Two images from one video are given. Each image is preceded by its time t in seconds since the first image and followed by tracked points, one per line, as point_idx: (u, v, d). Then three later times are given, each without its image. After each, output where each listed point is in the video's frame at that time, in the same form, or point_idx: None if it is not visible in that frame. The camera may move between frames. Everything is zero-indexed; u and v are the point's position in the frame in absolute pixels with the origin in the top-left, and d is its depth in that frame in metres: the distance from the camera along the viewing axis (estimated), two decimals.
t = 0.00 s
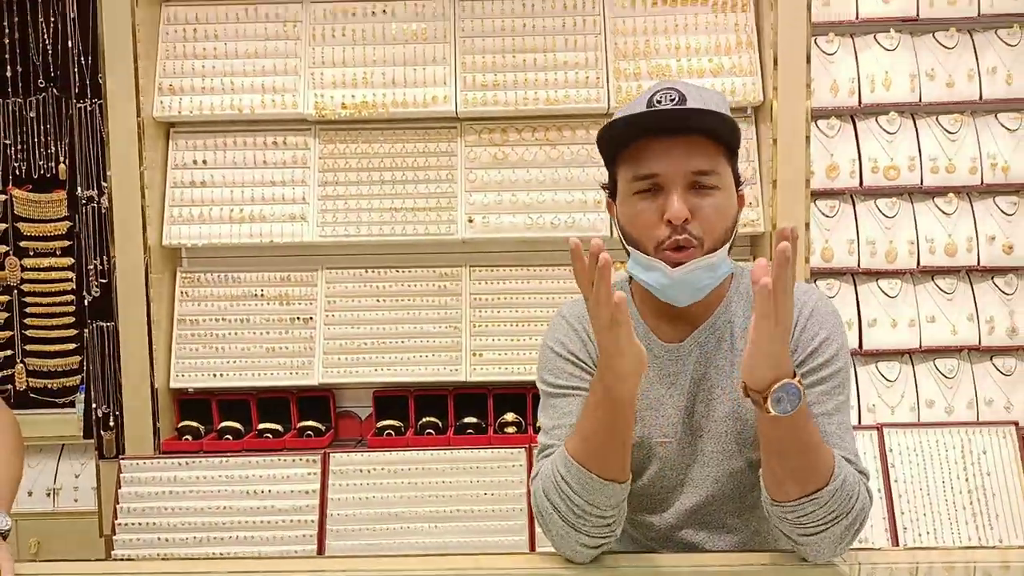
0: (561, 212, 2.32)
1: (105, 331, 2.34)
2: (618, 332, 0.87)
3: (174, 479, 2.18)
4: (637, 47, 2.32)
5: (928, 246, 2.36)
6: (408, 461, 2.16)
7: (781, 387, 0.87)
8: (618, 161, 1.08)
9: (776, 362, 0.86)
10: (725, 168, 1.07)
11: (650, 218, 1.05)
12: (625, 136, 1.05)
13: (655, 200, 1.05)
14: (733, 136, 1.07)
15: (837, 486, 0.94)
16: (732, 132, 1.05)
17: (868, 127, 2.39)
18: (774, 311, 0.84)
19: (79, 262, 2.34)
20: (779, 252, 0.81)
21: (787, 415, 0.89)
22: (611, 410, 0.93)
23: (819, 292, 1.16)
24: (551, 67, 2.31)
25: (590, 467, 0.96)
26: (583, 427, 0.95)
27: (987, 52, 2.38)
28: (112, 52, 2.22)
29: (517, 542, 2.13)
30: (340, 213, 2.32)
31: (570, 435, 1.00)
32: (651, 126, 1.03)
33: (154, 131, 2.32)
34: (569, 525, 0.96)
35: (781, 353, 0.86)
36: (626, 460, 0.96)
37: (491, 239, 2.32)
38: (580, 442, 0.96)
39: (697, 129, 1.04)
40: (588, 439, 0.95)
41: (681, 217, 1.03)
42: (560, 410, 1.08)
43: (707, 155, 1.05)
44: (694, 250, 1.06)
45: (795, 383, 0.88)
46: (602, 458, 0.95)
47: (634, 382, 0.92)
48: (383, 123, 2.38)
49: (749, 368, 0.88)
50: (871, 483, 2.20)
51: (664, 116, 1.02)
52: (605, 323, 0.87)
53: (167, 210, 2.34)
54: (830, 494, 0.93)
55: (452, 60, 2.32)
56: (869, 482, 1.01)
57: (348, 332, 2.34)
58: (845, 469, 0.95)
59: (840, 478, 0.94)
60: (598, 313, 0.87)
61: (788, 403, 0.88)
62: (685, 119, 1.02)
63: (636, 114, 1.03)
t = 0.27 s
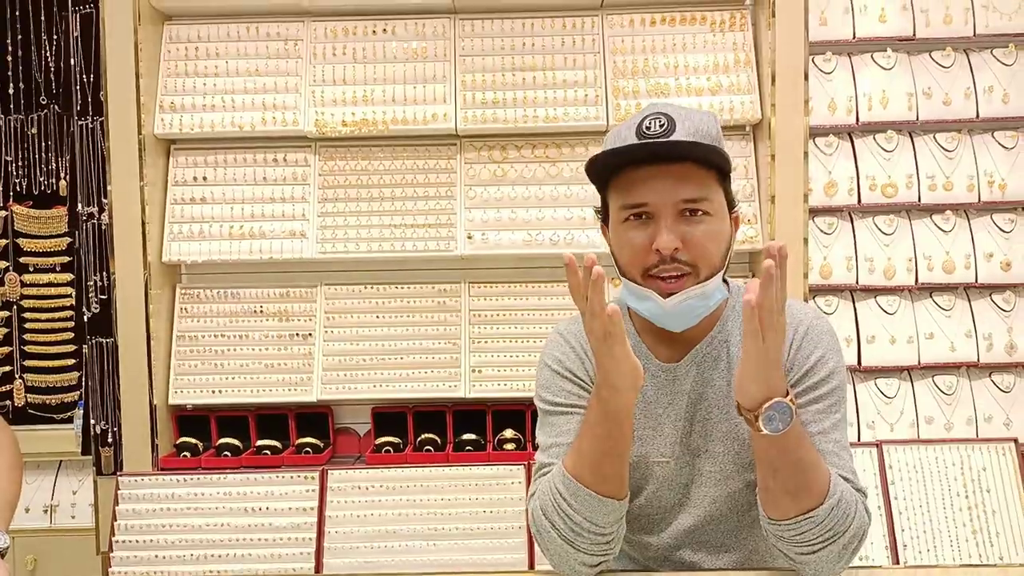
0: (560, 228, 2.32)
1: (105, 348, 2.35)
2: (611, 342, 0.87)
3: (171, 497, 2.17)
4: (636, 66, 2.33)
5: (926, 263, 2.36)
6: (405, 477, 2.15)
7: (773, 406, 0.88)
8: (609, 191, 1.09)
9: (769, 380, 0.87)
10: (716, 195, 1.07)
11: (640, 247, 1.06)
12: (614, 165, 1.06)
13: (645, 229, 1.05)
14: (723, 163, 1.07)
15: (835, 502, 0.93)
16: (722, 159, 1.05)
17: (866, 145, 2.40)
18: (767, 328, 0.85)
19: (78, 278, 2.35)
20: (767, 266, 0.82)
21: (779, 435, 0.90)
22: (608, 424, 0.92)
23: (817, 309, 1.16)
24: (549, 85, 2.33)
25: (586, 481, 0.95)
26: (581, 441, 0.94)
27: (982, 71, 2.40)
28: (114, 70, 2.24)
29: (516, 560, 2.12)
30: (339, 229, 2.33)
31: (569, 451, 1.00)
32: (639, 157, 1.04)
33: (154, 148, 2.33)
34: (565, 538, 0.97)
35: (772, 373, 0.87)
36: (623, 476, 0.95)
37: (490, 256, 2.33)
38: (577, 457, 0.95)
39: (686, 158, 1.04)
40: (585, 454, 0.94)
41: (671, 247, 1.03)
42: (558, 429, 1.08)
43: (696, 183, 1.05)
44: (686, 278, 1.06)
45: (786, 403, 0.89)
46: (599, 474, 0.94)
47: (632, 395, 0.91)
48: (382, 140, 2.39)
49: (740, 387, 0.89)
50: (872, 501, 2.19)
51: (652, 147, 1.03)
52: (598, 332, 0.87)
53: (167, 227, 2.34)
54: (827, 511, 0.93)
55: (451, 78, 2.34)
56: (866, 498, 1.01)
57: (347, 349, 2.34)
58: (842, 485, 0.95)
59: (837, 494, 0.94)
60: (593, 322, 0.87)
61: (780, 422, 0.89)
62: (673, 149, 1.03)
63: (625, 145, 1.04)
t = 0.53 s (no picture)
0: (561, 245, 2.34)
1: (107, 364, 2.31)
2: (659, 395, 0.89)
3: (174, 512, 2.17)
4: (637, 84, 2.35)
5: (927, 279, 2.37)
6: (405, 493, 2.15)
7: (758, 450, 0.90)
8: (610, 203, 1.12)
9: (747, 426, 0.90)
10: (714, 207, 1.10)
11: (641, 254, 1.07)
12: (616, 174, 1.08)
13: (646, 237, 1.07)
14: (720, 177, 1.10)
15: (829, 528, 0.94)
16: (721, 172, 1.08)
17: (866, 161, 2.42)
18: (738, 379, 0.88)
19: (83, 294, 2.37)
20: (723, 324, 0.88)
21: (767, 476, 0.91)
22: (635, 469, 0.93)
23: (817, 327, 1.17)
24: (551, 103, 2.35)
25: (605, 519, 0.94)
26: (603, 478, 0.94)
27: (982, 88, 2.41)
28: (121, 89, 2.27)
29: None
30: (342, 246, 2.35)
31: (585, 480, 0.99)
32: (640, 166, 1.07)
33: (160, 165, 2.36)
34: (571, 562, 0.98)
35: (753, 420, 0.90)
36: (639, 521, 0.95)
37: (492, 272, 2.34)
38: (597, 493, 0.95)
39: (686, 168, 1.06)
40: (606, 494, 0.94)
41: (672, 253, 1.05)
42: (558, 444, 1.09)
43: (695, 193, 1.08)
44: (686, 286, 1.07)
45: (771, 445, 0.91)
46: (619, 515, 0.94)
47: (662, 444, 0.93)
48: (385, 157, 2.41)
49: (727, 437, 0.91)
50: (874, 517, 2.19)
51: (654, 155, 1.05)
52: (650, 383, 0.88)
53: (171, 243, 2.36)
54: (822, 539, 0.93)
55: (454, 96, 2.36)
56: (863, 518, 1.00)
57: (350, 364, 2.34)
58: (835, 509, 0.95)
59: (831, 519, 0.94)
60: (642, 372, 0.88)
61: (765, 466, 0.91)
62: (673, 158, 1.05)
63: (628, 153, 1.06)
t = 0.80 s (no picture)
0: (562, 247, 2.34)
1: (110, 369, 2.31)
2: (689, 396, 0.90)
3: (175, 516, 2.17)
4: (637, 86, 2.36)
5: (929, 280, 2.37)
6: (406, 497, 2.15)
7: (745, 440, 0.92)
8: (609, 202, 1.11)
9: (730, 416, 0.92)
10: (714, 203, 1.10)
11: (643, 252, 1.07)
12: (616, 173, 1.08)
13: (647, 234, 1.07)
14: (719, 173, 1.10)
15: (823, 526, 0.94)
16: (720, 168, 1.08)
17: (867, 163, 2.41)
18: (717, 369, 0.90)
19: (85, 298, 2.37)
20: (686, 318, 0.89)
21: (757, 467, 0.92)
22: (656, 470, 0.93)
23: (817, 325, 1.16)
24: (551, 106, 2.35)
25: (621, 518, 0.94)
26: (622, 476, 0.94)
27: (982, 89, 2.41)
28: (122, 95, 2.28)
29: None
30: (343, 249, 2.35)
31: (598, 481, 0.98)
32: (639, 165, 1.06)
33: (161, 170, 2.37)
34: (583, 564, 0.97)
35: (736, 410, 0.92)
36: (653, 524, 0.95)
37: (493, 275, 2.34)
38: (614, 491, 0.95)
39: (685, 165, 1.06)
40: (627, 490, 0.94)
41: (675, 249, 1.05)
42: (559, 447, 1.08)
43: (696, 190, 1.08)
44: (687, 282, 1.07)
45: (758, 435, 0.92)
46: (635, 515, 0.94)
47: (682, 448, 0.94)
48: (386, 161, 2.42)
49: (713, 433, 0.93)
50: (877, 518, 2.18)
51: (654, 153, 1.05)
52: (683, 382, 0.90)
53: (172, 248, 2.36)
54: (815, 536, 0.93)
55: (454, 100, 2.36)
56: (864, 519, 1.00)
57: (351, 368, 2.34)
58: (829, 506, 0.96)
59: (825, 517, 0.95)
60: (675, 370, 0.91)
61: (755, 457, 0.92)
62: (672, 155, 1.05)
63: (628, 152, 1.06)
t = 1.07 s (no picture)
0: (560, 236, 2.33)
1: (106, 357, 2.31)
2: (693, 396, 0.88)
3: (173, 505, 2.17)
4: (635, 74, 2.34)
5: (927, 270, 2.36)
6: (405, 485, 2.15)
7: (746, 434, 0.90)
8: (607, 185, 1.11)
9: (731, 412, 0.90)
10: (712, 192, 1.08)
11: (639, 238, 1.06)
12: (614, 157, 1.07)
13: (644, 220, 1.06)
14: (718, 162, 1.09)
15: (823, 516, 0.93)
16: (719, 156, 1.07)
17: (866, 151, 2.40)
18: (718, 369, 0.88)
19: (80, 288, 2.35)
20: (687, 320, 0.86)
21: (759, 460, 0.91)
22: (655, 464, 0.93)
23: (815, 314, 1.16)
24: (549, 94, 2.33)
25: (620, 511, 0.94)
26: (622, 469, 0.94)
27: (982, 77, 2.40)
28: (116, 83, 2.26)
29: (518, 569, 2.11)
30: (340, 238, 2.34)
31: (595, 472, 0.98)
32: (638, 150, 1.05)
33: (156, 159, 2.35)
34: (579, 555, 0.96)
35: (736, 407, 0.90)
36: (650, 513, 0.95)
37: (491, 264, 2.33)
38: (613, 484, 0.94)
39: (684, 152, 1.05)
40: (626, 485, 0.93)
41: (669, 236, 1.04)
42: (555, 436, 1.07)
43: (693, 177, 1.07)
44: (682, 271, 1.06)
45: (759, 428, 0.91)
46: (634, 508, 0.94)
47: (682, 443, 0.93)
48: (382, 149, 2.40)
49: (713, 429, 0.91)
50: (874, 507, 2.19)
51: (651, 138, 1.04)
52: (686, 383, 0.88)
53: (168, 237, 2.35)
54: (814, 527, 0.93)
55: (451, 88, 2.35)
56: (862, 508, 0.99)
57: (348, 357, 2.34)
58: (828, 495, 0.95)
59: (824, 506, 0.94)
60: (678, 371, 0.88)
61: (756, 450, 0.91)
62: (671, 142, 1.04)
63: (626, 136, 1.05)
